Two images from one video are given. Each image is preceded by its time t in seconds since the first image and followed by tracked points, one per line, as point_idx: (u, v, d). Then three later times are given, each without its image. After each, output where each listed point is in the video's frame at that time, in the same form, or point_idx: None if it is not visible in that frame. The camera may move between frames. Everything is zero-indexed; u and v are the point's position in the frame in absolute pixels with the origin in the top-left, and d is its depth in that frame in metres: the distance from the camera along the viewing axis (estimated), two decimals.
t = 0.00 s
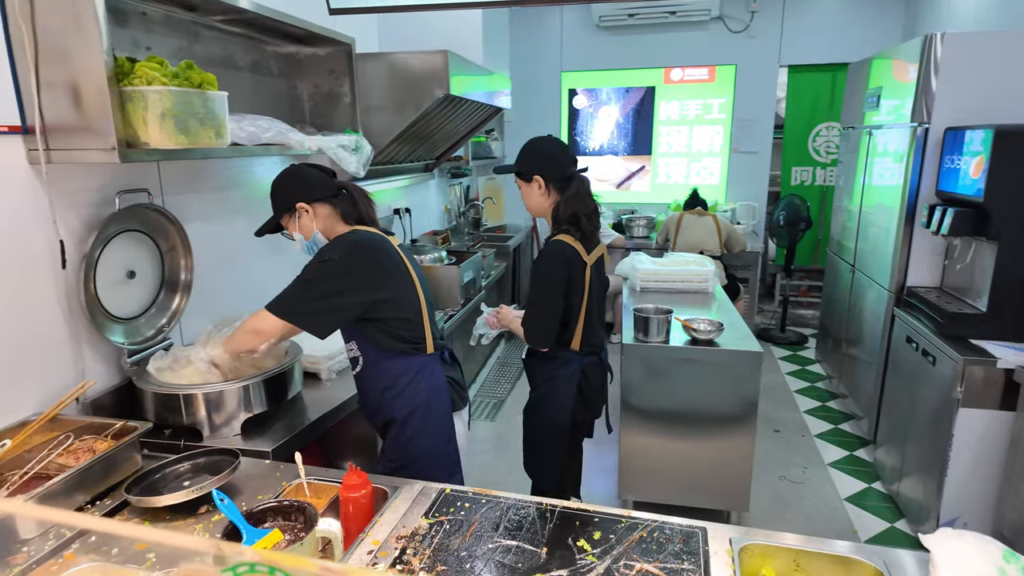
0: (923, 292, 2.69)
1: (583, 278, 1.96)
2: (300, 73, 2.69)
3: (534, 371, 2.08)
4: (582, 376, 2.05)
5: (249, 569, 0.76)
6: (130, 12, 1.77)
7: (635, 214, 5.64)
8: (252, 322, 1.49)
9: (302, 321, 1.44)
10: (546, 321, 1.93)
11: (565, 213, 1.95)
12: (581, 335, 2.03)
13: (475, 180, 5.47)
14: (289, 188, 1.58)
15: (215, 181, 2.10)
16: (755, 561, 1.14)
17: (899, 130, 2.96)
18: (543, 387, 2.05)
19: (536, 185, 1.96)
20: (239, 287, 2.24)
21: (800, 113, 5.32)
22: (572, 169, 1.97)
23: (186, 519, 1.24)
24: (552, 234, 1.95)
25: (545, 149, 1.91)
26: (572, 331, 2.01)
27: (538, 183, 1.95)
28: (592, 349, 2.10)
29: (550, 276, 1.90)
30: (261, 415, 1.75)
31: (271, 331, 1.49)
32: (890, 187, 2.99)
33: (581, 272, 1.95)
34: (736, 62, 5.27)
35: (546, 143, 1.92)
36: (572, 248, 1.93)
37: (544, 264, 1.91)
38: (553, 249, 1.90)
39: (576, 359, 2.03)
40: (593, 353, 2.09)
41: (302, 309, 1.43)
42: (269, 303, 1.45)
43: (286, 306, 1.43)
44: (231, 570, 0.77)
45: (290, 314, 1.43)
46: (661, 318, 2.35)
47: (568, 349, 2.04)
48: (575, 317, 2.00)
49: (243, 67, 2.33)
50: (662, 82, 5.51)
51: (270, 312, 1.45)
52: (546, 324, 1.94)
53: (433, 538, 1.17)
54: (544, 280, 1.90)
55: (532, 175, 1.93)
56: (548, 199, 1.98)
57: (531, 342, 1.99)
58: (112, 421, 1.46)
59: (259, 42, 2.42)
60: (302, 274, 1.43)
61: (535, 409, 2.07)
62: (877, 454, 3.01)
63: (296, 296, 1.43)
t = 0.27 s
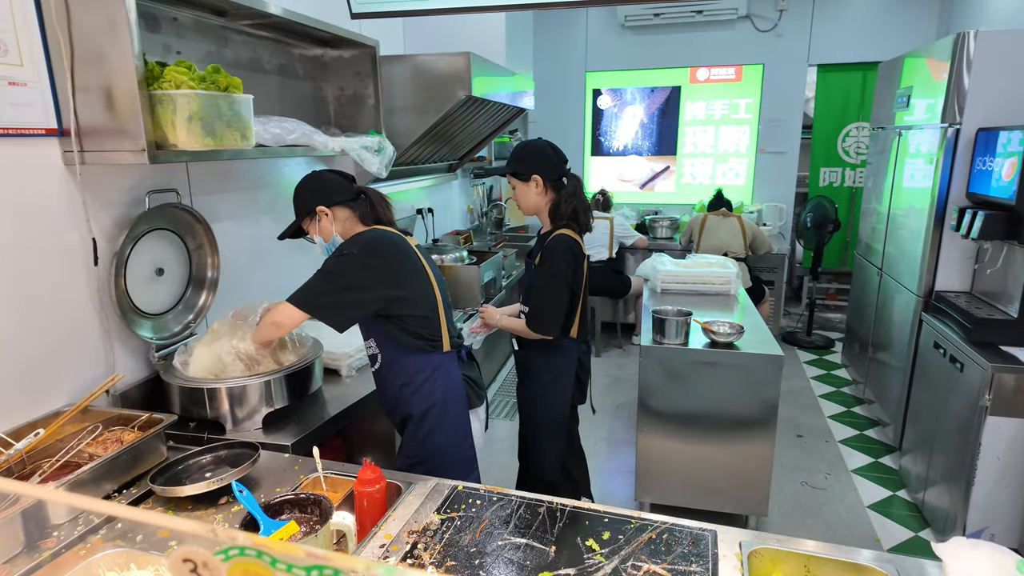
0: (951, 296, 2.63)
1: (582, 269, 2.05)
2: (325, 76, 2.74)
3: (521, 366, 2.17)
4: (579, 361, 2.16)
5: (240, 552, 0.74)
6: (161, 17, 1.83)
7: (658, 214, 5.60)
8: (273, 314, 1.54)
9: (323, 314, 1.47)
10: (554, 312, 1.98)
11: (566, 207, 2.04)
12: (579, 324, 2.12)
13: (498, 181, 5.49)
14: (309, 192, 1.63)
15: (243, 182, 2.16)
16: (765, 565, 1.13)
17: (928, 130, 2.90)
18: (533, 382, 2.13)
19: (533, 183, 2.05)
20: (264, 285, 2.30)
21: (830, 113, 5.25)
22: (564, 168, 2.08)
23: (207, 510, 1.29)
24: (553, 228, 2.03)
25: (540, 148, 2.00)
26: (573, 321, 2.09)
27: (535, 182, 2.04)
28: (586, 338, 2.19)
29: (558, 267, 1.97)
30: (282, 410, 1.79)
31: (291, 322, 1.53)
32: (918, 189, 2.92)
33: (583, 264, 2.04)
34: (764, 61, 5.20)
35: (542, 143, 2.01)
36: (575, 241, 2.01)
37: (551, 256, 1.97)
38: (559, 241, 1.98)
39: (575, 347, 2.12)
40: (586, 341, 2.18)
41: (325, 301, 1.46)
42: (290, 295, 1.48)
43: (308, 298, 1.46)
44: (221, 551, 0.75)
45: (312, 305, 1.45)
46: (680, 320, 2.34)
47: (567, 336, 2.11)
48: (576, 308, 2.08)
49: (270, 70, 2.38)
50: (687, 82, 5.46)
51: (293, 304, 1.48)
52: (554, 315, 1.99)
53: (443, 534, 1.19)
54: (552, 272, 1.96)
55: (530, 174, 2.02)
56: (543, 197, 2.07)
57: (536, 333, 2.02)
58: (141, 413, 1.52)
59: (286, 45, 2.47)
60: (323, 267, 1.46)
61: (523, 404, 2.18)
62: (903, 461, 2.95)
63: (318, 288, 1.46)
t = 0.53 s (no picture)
0: (967, 298, 2.60)
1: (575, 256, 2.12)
2: (340, 77, 2.77)
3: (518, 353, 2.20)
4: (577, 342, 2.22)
5: (228, 530, 0.64)
6: (179, 20, 1.87)
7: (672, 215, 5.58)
8: (286, 313, 1.56)
9: (334, 311, 1.49)
10: (559, 297, 2.04)
11: (557, 198, 2.10)
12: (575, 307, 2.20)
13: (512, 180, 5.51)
14: (319, 195, 1.67)
15: (258, 181, 2.19)
16: (767, 565, 1.14)
17: (946, 130, 2.86)
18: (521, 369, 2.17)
19: (522, 178, 2.06)
20: (278, 283, 2.34)
21: (845, 115, 5.22)
22: (548, 162, 2.11)
23: (218, 501, 1.32)
24: (546, 219, 2.07)
25: (528, 145, 2.02)
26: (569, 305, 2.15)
27: (524, 177, 2.05)
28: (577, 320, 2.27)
29: (557, 255, 2.02)
30: (292, 405, 1.83)
31: (303, 321, 1.55)
32: (936, 190, 2.89)
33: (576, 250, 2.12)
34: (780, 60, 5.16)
35: (528, 139, 2.03)
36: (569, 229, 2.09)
37: (549, 245, 2.02)
38: (555, 231, 2.03)
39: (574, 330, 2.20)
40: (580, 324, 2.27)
41: (335, 298, 1.49)
42: (302, 294, 1.51)
43: (318, 296, 1.49)
44: (212, 529, 0.65)
45: (322, 302, 1.48)
46: (689, 320, 2.35)
47: (565, 320, 2.18)
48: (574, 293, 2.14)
49: (285, 71, 2.42)
50: (702, 81, 5.44)
51: (304, 302, 1.51)
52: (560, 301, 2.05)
53: (447, 528, 1.21)
54: (554, 259, 2.02)
55: (520, 170, 2.03)
56: (532, 191, 2.10)
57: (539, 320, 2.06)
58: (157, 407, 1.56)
59: (301, 47, 2.51)
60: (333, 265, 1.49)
61: (522, 395, 2.23)
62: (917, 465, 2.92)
63: (327, 286, 1.48)
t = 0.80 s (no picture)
0: (974, 300, 2.59)
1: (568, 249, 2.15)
2: (347, 78, 2.80)
3: (518, 347, 2.22)
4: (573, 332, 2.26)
5: (218, 512, 0.65)
6: (189, 23, 1.90)
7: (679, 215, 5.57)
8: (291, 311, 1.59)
9: (337, 309, 1.52)
10: (557, 290, 2.07)
11: (546, 195, 2.13)
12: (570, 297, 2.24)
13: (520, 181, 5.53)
14: (326, 196, 1.70)
15: (266, 181, 2.23)
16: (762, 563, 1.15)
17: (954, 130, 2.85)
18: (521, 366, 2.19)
19: (511, 179, 2.08)
20: (285, 281, 2.37)
21: (855, 114, 5.17)
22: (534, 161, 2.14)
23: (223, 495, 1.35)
24: (539, 216, 2.11)
25: (514, 148, 2.05)
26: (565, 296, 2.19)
27: (513, 178, 2.07)
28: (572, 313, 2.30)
29: (553, 248, 2.05)
30: (298, 401, 1.85)
31: (308, 319, 1.58)
32: (944, 191, 2.87)
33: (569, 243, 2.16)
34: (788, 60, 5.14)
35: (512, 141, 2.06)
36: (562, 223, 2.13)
37: (544, 240, 2.05)
38: (549, 226, 2.06)
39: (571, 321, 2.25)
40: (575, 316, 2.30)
41: (338, 296, 1.52)
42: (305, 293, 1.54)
43: (321, 294, 1.52)
44: (202, 512, 0.66)
45: (324, 300, 1.51)
46: (692, 320, 2.35)
47: (561, 313, 2.22)
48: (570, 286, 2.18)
49: (293, 73, 2.45)
50: (710, 82, 5.43)
51: (307, 301, 1.54)
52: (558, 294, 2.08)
53: (447, 523, 1.23)
54: (550, 253, 2.05)
55: (508, 172, 2.05)
56: (521, 191, 2.12)
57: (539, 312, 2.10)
58: (165, 402, 1.59)
59: (309, 49, 2.54)
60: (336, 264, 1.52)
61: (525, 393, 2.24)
62: (923, 467, 2.91)
63: (330, 284, 1.52)
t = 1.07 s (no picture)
0: (977, 299, 2.57)
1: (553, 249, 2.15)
2: (348, 77, 2.81)
3: (502, 345, 2.23)
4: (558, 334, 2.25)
5: (171, 499, 0.64)
6: (188, 22, 1.91)
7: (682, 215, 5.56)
8: (285, 304, 1.59)
9: (331, 303, 1.53)
10: (539, 290, 2.06)
11: (532, 194, 2.13)
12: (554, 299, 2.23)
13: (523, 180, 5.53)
14: (324, 191, 1.69)
15: (266, 179, 2.23)
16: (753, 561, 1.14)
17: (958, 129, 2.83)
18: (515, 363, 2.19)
19: (496, 179, 2.09)
20: (284, 279, 2.37)
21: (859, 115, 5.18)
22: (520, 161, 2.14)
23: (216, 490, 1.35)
24: (524, 215, 2.11)
25: (500, 147, 2.06)
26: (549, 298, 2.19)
27: (499, 177, 2.08)
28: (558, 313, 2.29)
29: (536, 247, 2.05)
30: (294, 398, 1.86)
31: (301, 312, 1.59)
32: (948, 191, 2.84)
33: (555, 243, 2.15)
34: (793, 60, 5.11)
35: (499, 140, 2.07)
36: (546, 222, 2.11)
37: (528, 239, 2.05)
38: (533, 224, 2.06)
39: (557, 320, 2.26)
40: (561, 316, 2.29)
41: (333, 291, 1.52)
42: (300, 286, 1.55)
43: (317, 288, 1.52)
44: (156, 499, 0.64)
45: (319, 294, 1.52)
46: (691, 319, 2.35)
47: (545, 312, 2.21)
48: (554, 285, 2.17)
49: (293, 71, 2.46)
50: (714, 81, 5.41)
51: (302, 294, 1.54)
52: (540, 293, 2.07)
53: (437, 520, 1.23)
54: (534, 252, 2.05)
55: (494, 171, 2.06)
56: (508, 190, 2.13)
57: (523, 312, 2.09)
58: (160, 397, 1.60)
59: (309, 47, 2.55)
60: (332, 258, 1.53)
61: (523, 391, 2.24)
62: (925, 468, 2.89)
63: (326, 278, 1.52)
